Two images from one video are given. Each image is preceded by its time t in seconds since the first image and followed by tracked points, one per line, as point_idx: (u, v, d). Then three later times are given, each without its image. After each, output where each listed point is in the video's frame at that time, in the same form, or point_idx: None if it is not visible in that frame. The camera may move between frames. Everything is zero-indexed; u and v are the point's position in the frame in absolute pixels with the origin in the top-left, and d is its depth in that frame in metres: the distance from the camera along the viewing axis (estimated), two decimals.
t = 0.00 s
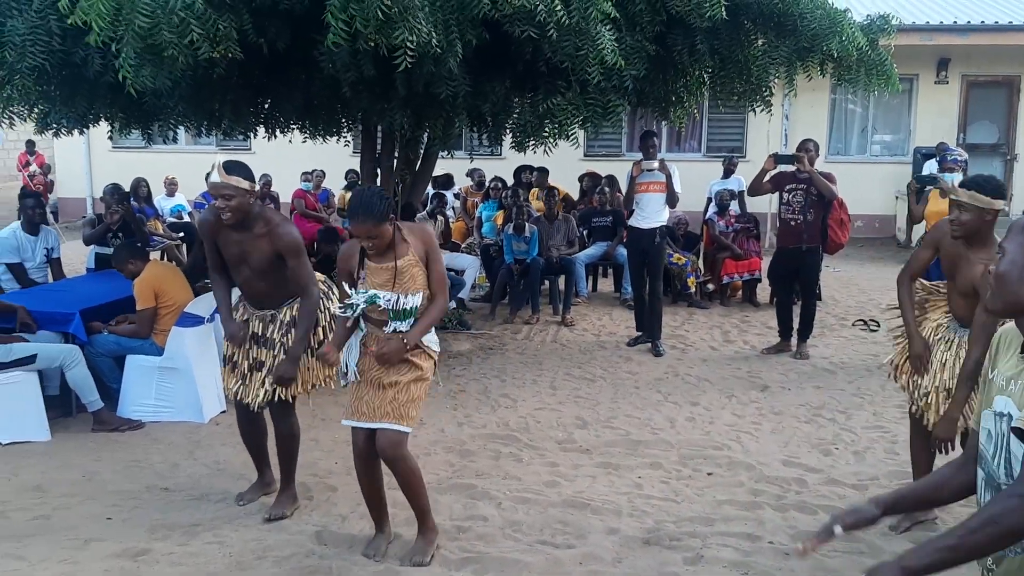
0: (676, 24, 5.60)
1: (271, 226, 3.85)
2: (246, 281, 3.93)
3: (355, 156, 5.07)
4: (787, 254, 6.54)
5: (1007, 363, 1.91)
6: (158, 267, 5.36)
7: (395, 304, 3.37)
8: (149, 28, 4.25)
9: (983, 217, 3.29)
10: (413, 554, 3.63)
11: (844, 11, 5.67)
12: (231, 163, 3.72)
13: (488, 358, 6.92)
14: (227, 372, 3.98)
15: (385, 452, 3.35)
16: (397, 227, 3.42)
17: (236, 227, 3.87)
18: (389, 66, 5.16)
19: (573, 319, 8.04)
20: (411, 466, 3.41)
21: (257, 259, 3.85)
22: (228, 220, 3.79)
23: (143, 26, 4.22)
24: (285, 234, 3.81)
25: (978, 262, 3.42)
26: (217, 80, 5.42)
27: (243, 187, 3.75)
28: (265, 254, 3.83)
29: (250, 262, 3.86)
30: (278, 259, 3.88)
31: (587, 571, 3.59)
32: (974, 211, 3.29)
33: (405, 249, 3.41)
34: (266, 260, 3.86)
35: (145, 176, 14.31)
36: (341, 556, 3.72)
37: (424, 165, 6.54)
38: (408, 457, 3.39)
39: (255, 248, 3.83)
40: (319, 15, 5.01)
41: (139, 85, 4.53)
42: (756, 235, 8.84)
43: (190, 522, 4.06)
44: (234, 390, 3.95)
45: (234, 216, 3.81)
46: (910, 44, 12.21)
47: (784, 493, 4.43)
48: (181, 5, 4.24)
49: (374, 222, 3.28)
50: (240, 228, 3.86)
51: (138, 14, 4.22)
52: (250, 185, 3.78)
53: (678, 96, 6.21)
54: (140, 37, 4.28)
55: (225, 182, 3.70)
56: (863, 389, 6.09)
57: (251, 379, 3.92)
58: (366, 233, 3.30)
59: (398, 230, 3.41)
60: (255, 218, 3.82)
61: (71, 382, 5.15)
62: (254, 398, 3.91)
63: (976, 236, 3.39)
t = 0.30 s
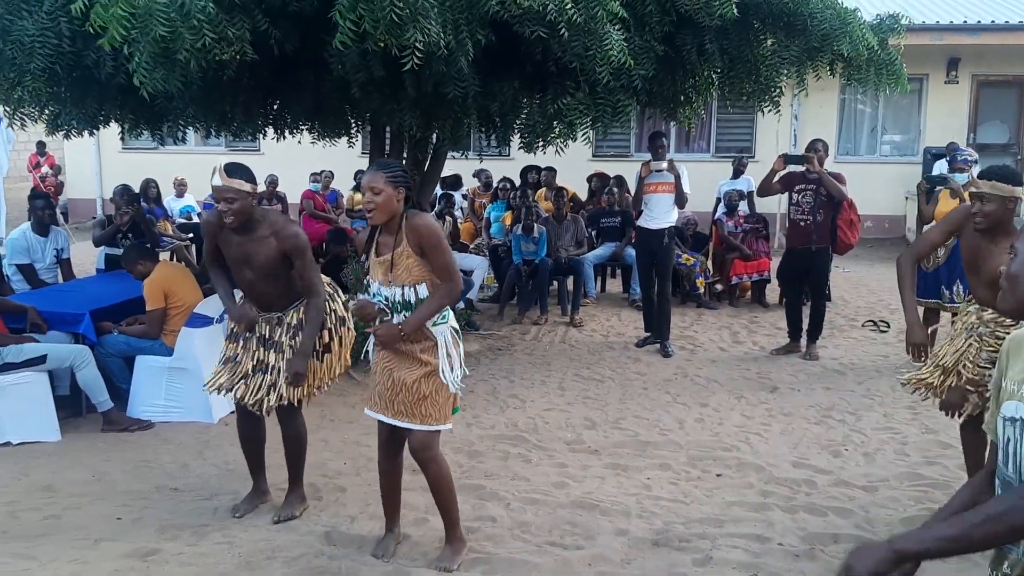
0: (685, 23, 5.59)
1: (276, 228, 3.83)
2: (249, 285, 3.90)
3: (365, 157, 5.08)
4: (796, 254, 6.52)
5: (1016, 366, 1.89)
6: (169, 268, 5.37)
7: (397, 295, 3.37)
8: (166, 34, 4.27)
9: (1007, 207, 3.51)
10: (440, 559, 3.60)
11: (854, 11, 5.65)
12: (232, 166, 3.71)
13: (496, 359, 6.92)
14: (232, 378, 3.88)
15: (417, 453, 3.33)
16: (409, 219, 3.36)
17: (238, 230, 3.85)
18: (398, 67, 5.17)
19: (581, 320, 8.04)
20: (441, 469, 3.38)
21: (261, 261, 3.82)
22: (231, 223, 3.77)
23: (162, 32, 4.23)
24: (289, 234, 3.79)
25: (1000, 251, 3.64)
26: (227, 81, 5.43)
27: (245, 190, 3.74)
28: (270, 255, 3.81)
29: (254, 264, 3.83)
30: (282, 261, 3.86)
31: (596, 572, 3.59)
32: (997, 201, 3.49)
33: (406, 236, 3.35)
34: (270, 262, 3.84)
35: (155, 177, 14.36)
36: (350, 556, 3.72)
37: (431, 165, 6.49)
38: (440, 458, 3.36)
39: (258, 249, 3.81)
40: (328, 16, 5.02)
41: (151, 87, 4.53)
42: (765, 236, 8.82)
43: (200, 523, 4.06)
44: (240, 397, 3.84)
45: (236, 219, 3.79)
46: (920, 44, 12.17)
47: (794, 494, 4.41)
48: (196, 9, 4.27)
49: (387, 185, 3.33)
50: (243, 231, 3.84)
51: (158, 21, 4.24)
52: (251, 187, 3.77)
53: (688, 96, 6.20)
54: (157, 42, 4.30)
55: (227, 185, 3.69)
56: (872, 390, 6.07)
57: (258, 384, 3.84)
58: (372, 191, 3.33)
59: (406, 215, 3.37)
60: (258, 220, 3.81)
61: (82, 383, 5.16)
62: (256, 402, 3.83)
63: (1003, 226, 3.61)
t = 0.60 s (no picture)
0: (693, 24, 5.59)
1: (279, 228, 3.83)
2: (250, 286, 3.86)
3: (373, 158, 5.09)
4: (805, 255, 6.50)
5: None
6: (176, 269, 5.39)
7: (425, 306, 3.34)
8: (171, 35, 4.27)
9: (977, 214, 3.61)
10: (448, 560, 3.60)
11: (862, 11, 5.65)
12: (238, 165, 3.73)
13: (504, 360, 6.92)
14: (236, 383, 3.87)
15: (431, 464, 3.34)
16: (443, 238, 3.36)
17: (241, 230, 3.83)
18: (406, 68, 5.18)
19: (589, 321, 8.04)
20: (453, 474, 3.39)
21: (266, 259, 3.82)
22: (235, 223, 3.76)
23: (167, 34, 4.23)
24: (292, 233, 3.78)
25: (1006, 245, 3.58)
26: (236, 84, 5.45)
27: (250, 188, 3.75)
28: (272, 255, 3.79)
29: (258, 264, 3.81)
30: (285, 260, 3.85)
31: (603, 574, 3.59)
32: (967, 209, 3.62)
33: (435, 253, 3.33)
34: (273, 262, 3.83)
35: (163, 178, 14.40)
36: (357, 557, 3.73)
37: (439, 166, 6.48)
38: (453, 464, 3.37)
39: (262, 250, 3.80)
40: (336, 18, 5.03)
41: (160, 89, 4.55)
42: (773, 237, 8.82)
43: (208, 523, 4.08)
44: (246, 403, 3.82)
45: (240, 218, 3.77)
46: (928, 45, 12.13)
47: (802, 496, 4.40)
48: (202, 10, 4.27)
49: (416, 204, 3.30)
50: (246, 231, 3.82)
51: (163, 22, 4.22)
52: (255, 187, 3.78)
53: (695, 97, 6.19)
54: (163, 45, 4.30)
55: (233, 183, 3.70)
56: (880, 391, 6.05)
57: (263, 388, 3.82)
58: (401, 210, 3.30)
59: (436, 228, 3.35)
60: (262, 220, 3.80)
61: (90, 384, 5.19)
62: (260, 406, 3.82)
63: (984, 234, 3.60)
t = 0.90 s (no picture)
0: (699, 25, 5.59)
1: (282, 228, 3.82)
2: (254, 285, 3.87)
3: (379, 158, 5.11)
4: (811, 256, 6.49)
5: None
6: (184, 269, 5.39)
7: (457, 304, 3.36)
8: (175, 36, 4.28)
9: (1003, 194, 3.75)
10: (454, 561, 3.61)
11: (868, 12, 5.64)
12: (241, 164, 3.71)
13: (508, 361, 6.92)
14: (237, 379, 3.88)
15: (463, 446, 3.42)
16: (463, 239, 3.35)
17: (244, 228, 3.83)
18: (412, 70, 5.19)
19: (594, 322, 8.04)
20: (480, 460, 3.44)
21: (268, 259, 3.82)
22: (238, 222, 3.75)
23: (171, 35, 4.25)
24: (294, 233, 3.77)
25: (1023, 225, 3.72)
26: (242, 84, 5.46)
27: (253, 187, 3.74)
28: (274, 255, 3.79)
29: (261, 264, 3.81)
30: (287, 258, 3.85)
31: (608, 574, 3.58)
32: (993, 186, 3.77)
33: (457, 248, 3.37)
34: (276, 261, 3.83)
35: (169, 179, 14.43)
36: (363, 557, 3.73)
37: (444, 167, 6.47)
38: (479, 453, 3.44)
39: (264, 249, 3.80)
40: (342, 19, 5.04)
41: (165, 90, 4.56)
42: (778, 238, 8.81)
43: (213, 523, 4.08)
44: (247, 398, 3.83)
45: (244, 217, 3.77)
46: (934, 45, 12.10)
47: (807, 497, 4.39)
48: (205, 10, 4.28)
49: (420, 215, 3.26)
50: (249, 229, 3.82)
51: (166, 22, 4.25)
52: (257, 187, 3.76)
53: (701, 98, 6.19)
54: (168, 44, 4.31)
55: (237, 183, 3.69)
56: (886, 392, 6.04)
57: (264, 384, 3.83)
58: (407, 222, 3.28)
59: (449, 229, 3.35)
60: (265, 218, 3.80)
61: (96, 384, 5.20)
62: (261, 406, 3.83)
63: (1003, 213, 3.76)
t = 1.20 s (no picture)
0: (703, 27, 5.59)
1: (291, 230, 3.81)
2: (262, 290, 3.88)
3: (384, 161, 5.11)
4: (816, 257, 6.48)
5: None
6: (188, 271, 5.41)
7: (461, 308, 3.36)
8: (176, 35, 4.27)
9: None
10: (463, 561, 3.60)
11: (873, 13, 5.63)
12: (249, 167, 3.71)
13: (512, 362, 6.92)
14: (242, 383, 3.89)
15: (443, 450, 3.32)
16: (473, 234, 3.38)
17: (252, 232, 3.83)
18: (416, 71, 5.20)
19: (598, 322, 8.04)
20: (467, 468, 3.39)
21: (275, 264, 3.81)
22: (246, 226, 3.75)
23: (172, 31, 4.23)
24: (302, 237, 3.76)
25: None
26: (247, 85, 5.47)
27: (261, 192, 3.74)
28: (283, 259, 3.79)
29: (268, 268, 3.81)
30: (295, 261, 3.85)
31: None
32: None
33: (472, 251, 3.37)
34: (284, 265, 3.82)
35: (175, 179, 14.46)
36: (367, 558, 3.73)
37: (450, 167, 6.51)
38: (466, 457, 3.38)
39: (272, 253, 3.80)
40: (346, 20, 5.05)
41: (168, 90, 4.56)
42: (783, 239, 8.81)
43: (217, 524, 4.08)
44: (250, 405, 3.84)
45: (251, 221, 3.76)
46: (940, 45, 12.08)
47: (812, 498, 4.39)
48: (208, 9, 4.28)
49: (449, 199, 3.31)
50: (257, 233, 3.82)
51: (166, 19, 4.23)
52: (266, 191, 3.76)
53: (706, 99, 6.18)
54: (169, 44, 4.30)
55: (244, 187, 3.69)
56: (891, 394, 6.03)
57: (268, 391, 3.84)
58: (434, 209, 3.30)
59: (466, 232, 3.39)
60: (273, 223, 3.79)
61: (101, 384, 5.21)
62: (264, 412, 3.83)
63: None
